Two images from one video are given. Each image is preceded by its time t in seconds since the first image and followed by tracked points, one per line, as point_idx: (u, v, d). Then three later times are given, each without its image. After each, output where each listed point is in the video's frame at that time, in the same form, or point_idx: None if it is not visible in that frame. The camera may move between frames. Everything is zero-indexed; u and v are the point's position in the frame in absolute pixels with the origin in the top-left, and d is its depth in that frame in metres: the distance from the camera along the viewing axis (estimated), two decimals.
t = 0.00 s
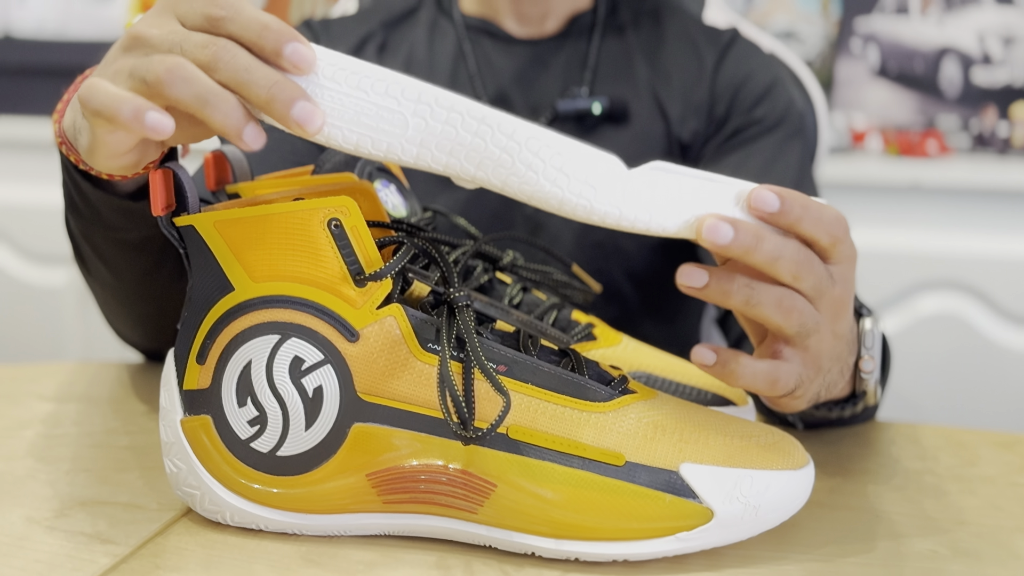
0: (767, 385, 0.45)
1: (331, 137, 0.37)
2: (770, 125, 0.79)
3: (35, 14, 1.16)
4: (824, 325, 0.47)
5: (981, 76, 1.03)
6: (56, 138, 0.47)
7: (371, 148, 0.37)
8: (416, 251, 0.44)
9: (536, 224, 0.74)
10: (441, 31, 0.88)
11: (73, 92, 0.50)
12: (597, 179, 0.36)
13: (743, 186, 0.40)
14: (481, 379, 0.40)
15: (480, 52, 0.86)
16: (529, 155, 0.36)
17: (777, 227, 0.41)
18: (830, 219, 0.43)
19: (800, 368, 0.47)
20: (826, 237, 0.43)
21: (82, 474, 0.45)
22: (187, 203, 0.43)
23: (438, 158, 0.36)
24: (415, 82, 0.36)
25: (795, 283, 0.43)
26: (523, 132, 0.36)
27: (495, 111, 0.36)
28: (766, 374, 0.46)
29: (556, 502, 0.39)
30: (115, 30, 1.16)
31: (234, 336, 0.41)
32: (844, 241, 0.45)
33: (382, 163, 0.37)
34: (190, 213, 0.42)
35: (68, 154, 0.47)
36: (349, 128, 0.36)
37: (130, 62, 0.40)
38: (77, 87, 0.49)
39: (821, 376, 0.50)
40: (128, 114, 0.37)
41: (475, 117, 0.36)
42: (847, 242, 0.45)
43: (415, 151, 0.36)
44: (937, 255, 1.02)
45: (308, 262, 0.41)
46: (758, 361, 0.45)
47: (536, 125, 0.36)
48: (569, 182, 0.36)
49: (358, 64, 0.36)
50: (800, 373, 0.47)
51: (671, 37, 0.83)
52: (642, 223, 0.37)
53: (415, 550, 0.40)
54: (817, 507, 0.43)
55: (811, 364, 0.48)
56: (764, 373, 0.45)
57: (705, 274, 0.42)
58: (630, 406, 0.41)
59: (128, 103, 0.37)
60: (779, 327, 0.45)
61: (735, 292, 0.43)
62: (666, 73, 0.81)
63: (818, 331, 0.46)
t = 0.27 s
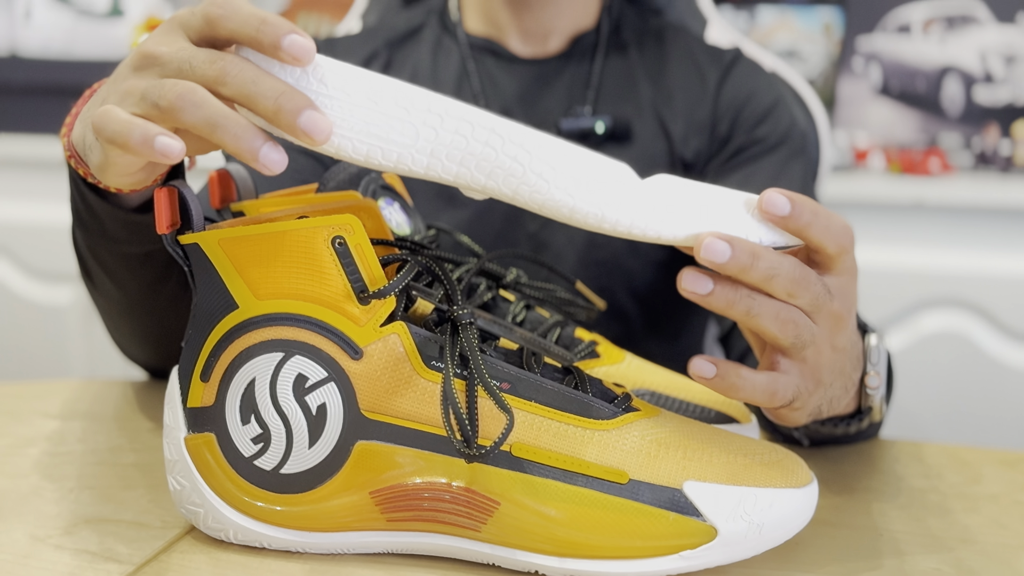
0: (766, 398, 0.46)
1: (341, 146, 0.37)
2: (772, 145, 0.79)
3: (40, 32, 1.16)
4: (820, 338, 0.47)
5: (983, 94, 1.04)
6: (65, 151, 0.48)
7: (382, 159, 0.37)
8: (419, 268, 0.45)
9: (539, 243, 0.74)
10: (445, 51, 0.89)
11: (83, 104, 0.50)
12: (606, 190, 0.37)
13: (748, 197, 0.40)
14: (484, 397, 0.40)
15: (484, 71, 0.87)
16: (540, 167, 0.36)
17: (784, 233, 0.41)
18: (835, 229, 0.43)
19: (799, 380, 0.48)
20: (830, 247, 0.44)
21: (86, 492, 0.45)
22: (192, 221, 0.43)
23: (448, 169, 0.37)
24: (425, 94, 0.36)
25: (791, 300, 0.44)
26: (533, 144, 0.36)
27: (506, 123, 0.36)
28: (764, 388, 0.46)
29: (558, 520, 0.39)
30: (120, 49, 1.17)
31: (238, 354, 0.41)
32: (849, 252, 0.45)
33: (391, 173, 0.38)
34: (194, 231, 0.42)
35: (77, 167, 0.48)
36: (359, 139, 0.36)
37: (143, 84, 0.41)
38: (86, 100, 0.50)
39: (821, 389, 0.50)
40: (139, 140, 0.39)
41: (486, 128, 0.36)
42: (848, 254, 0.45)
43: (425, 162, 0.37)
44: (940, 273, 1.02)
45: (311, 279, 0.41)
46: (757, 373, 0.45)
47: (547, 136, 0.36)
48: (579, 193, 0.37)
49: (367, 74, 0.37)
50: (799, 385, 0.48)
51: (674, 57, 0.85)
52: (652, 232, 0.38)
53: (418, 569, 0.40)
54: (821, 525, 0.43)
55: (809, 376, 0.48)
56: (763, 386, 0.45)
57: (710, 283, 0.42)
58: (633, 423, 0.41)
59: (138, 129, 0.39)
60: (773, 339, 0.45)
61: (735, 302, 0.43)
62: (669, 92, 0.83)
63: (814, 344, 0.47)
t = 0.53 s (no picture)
0: (780, 412, 0.46)
1: (351, 173, 0.37)
2: (772, 162, 0.81)
3: (47, 51, 1.17)
4: (833, 355, 0.47)
5: (982, 113, 1.03)
6: (76, 170, 0.49)
7: (391, 185, 0.37)
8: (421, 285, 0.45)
9: (541, 260, 0.75)
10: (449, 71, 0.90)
11: (93, 123, 0.51)
12: (615, 212, 0.37)
13: (756, 213, 0.40)
14: (486, 413, 0.40)
15: (488, 89, 0.88)
16: (548, 191, 0.37)
17: (791, 253, 0.42)
18: (841, 245, 0.44)
19: (812, 398, 0.48)
20: (838, 263, 0.44)
21: (91, 508, 0.45)
22: (197, 239, 0.43)
23: (456, 193, 0.37)
24: (432, 119, 0.36)
25: (802, 314, 0.44)
26: (541, 167, 0.36)
27: (512, 146, 0.36)
28: (779, 402, 0.46)
29: (560, 535, 0.39)
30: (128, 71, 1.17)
31: (241, 370, 0.42)
32: (857, 268, 0.46)
33: (401, 197, 0.38)
34: (199, 248, 0.43)
35: (87, 185, 0.49)
36: (368, 166, 0.37)
37: (155, 109, 0.42)
38: (95, 119, 0.51)
39: (830, 408, 0.50)
40: (156, 170, 0.40)
41: (493, 152, 0.36)
42: (855, 271, 0.46)
43: (434, 186, 0.37)
44: (939, 289, 1.04)
45: (315, 296, 0.41)
46: (774, 389, 0.46)
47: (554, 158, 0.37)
48: (588, 216, 0.37)
49: (374, 100, 0.37)
50: (812, 403, 0.48)
51: (676, 77, 0.86)
52: (660, 251, 0.38)
53: None
54: (823, 541, 0.43)
55: (823, 394, 0.48)
56: (778, 401, 0.46)
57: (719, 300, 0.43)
58: (634, 439, 0.41)
59: (155, 159, 0.40)
60: (787, 356, 0.46)
61: (747, 319, 0.43)
62: (669, 112, 0.83)
63: (829, 361, 0.47)
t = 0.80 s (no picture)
0: (785, 421, 0.47)
1: (382, 176, 0.40)
2: (769, 180, 0.82)
3: (60, 74, 1.20)
4: (841, 371, 0.48)
5: (971, 133, 1.15)
6: (101, 165, 0.50)
7: (420, 190, 0.40)
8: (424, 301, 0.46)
9: (542, 275, 0.76)
10: (453, 92, 0.93)
11: (118, 122, 0.52)
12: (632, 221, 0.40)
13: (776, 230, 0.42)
14: (488, 426, 0.41)
15: (490, 109, 0.90)
16: (569, 200, 0.40)
17: (805, 269, 0.43)
18: (859, 268, 0.44)
19: (817, 411, 0.48)
20: (856, 284, 0.45)
21: (101, 519, 0.46)
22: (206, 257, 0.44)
23: (481, 199, 0.40)
24: (459, 129, 0.38)
25: (813, 330, 0.45)
26: (563, 179, 0.39)
27: (537, 158, 0.39)
28: (786, 411, 0.47)
29: (561, 546, 0.40)
30: (137, 91, 1.20)
31: (248, 385, 0.42)
32: (873, 290, 0.46)
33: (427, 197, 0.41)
34: (208, 265, 0.44)
35: (112, 181, 0.50)
36: (398, 171, 0.40)
37: (182, 96, 0.44)
38: (122, 118, 0.52)
39: (833, 422, 0.51)
40: (207, 163, 0.41)
41: (518, 164, 0.39)
42: (871, 292, 0.46)
43: (459, 193, 0.40)
44: (930, 307, 1.05)
45: (321, 312, 0.42)
46: (780, 398, 0.47)
47: (575, 169, 0.39)
48: (606, 225, 0.40)
49: (402, 106, 0.38)
50: (817, 416, 0.48)
51: (672, 101, 0.88)
52: (677, 262, 0.41)
53: None
54: (818, 552, 0.44)
55: (828, 408, 0.49)
56: (784, 410, 0.46)
57: (730, 306, 0.45)
58: (633, 452, 0.42)
59: (206, 153, 0.41)
60: (795, 369, 0.46)
61: (756, 328, 0.45)
62: (668, 131, 0.86)
63: (836, 377, 0.48)
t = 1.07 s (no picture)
0: (776, 435, 0.48)
1: (392, 174, 0.42)
2: (763, 197, 0.83)
3: (71, 96, 1.23)
4: (833, 388, 0.49)
5: (962, 152, 1.18)
6: (112, 178, 0.52)
7: (426, 188, 0.43)
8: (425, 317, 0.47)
9: (543, 289, 0.78)
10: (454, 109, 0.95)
11: (129, 135, 0.54)
12: (629, 232, 0.41)
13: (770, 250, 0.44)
14: (489, 438, 0.42)
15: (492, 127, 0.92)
16: (569, 208, 0.41)
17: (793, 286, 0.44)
18: (852, 290, 0.45)
19: (809, 426, 0.49)
20: (850, 304, 0.46)
21: (109, 530, 0.47)
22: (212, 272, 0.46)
23: (485, 201, 0.42)
24: (467, 135, 0.40)
25: (805, 348, 0.46)
26: (563, 188, 0.41)
27: (540, 166, 0.40)
28: (777, 426, 0.48)
29: (560, 557, 0.41)
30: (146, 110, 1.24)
31: (254, 398, 0.43)
32: (866, 310, 0.47)
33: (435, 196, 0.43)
34: (214, 281, 0.45)
35: (121, 193, 0.51)
36: (407, 170, 0.42)
37: (190, 116, 0.45)
38: (132, 132, 0.54)
39: (824, 436, 0.52)
40: (207, 183, 0.41)
41: (521, 172, 0.41)
42: (864, 312, 0.47)
43: (465, 193, 0.42)
44: (922, 321, 1.07)
45: (326, 326, 0.43)
46: (773, 412, 0.47)
47: (576, 179, 0.41)
48: (604, 234, 0.42)
49: (416, 106, 0.40)
50: (808, 431, 0.49)
51: (671, 118, 0.90)
52: (672, 274, 0.42)
53: None
54: (813, 563, 0.44)
55: (819, 423, 0.50)
56: (775, 425, 0.47)
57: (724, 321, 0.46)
58: (631, 464, 0.43)
59: (204, 172, 0.41)
60: (787, 384, 0.47)
61: (748, 344, 0.46)
62: (666, 147, 0.88)
63: (828, 393, 0.48)
